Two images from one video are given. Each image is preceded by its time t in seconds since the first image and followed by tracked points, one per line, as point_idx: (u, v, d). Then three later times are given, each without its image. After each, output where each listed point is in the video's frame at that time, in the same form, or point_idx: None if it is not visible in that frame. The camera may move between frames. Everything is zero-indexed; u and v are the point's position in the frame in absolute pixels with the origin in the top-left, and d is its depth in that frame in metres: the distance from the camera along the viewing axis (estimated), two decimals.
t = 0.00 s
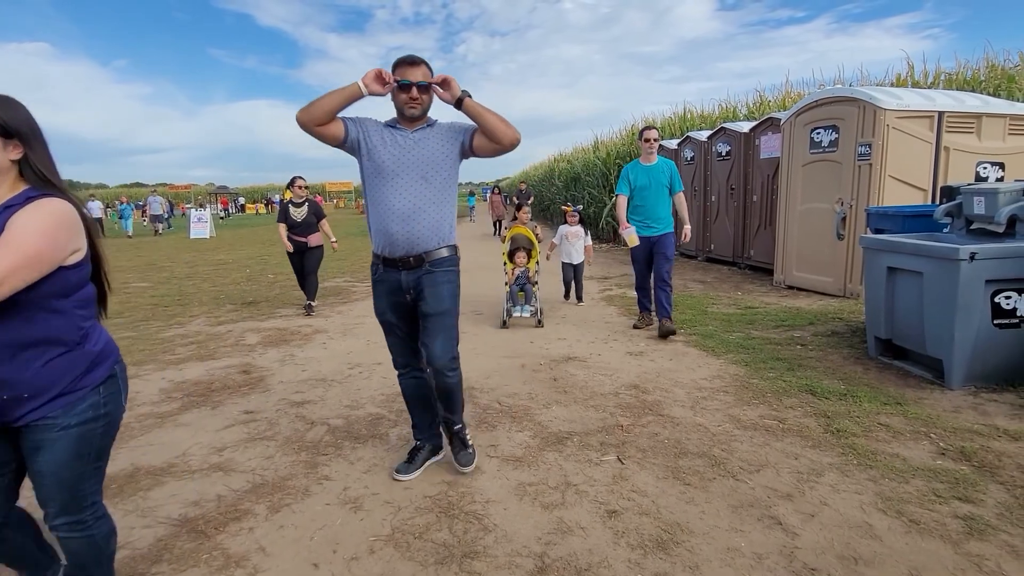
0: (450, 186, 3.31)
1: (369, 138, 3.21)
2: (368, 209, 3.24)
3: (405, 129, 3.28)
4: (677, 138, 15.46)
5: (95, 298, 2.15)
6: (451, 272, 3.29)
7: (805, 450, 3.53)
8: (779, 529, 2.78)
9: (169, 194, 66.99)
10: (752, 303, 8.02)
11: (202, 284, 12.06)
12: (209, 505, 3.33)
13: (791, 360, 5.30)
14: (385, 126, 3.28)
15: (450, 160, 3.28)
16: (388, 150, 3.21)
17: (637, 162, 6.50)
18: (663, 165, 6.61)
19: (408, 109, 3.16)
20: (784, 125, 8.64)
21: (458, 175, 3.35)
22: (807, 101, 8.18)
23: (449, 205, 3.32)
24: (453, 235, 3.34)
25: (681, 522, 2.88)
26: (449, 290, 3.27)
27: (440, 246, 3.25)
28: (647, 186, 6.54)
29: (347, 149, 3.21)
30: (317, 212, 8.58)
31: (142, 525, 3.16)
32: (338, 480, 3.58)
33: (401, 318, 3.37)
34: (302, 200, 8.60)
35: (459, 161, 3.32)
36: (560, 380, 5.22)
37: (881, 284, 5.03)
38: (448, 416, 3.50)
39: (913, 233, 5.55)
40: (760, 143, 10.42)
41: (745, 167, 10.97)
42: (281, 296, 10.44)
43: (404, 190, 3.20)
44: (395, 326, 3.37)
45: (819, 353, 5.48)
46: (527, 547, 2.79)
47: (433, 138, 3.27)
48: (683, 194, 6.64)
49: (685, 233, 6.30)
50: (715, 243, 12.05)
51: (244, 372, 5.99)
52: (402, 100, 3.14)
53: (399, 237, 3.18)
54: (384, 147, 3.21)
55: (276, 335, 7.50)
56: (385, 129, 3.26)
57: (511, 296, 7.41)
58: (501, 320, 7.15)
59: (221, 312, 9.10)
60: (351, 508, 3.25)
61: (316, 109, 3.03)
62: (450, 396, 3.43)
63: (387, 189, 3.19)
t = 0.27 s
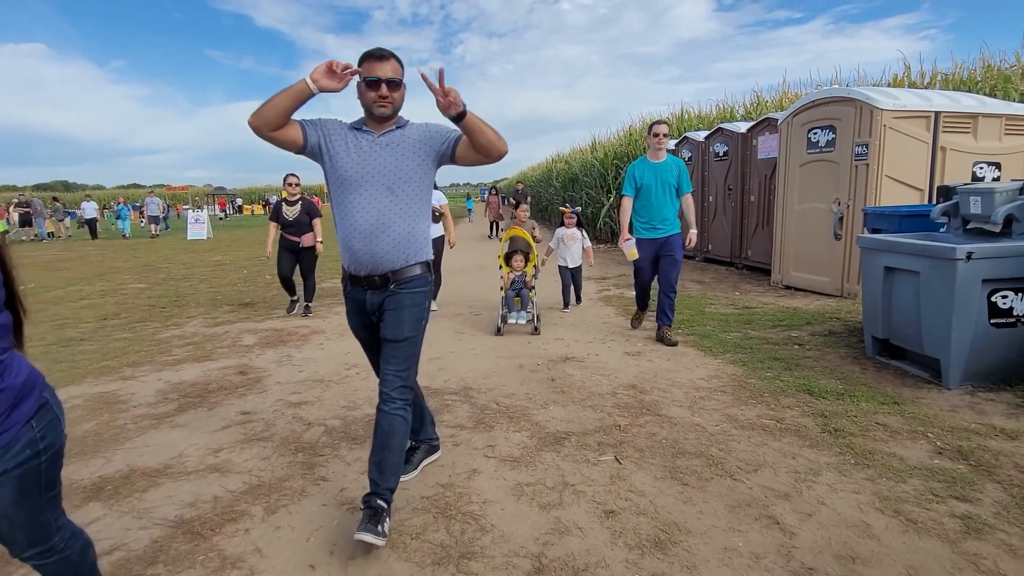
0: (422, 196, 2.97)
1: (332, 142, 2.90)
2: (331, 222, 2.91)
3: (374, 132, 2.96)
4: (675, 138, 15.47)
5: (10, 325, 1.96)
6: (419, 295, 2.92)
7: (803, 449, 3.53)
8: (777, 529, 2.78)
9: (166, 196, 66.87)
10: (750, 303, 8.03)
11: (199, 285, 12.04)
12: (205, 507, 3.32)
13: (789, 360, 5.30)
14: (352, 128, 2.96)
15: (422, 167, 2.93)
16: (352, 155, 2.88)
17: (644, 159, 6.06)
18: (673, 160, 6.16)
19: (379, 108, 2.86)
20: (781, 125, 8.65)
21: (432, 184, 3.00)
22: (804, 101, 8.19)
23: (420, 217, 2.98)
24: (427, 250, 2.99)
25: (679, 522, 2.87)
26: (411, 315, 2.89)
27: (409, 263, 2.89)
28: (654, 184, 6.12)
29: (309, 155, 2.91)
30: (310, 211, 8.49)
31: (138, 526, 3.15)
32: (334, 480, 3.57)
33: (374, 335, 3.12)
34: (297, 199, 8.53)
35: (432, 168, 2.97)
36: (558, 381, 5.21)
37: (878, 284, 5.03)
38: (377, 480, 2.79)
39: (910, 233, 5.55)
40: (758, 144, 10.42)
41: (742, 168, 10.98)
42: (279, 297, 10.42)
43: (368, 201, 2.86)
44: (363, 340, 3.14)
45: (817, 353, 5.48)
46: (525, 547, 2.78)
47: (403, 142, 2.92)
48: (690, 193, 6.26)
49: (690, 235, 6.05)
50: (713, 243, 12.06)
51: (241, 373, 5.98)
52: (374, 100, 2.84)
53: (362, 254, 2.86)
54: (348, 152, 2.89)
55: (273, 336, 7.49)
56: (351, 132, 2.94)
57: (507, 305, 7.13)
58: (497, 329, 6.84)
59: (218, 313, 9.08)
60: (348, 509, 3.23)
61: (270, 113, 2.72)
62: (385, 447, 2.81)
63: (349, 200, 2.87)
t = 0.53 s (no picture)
0: (382, 192, 2.67)
1: (296, 127, 2.70)
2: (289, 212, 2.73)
3: (343, 117, 2.72)
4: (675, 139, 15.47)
5: None
6: (390, 305, 2.71)
7: (804, 448, 3.52)
8: (778, 527, 2.77)
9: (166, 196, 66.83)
10: (750, 303, 8.01)
11: (198, 285, 12.03)
12: (204, 505, 3.31)
13: (790, 360, 5.29)
14: (319, 113, 2.74)
15: (378, 160, 2.61)
16: (310, 143, 2.67)
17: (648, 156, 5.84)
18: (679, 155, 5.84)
19: (360, 91, 2.62)
20: (782, 125, 8.64)
21: (396, 178, 2.68)
22: (805, 102, 8.18)
23: (380, 215, 2.68)
24: (389, 251, 2.72)
25: (679, 521, 2.86)
26: (383, 329, 2.68)
27: (363, 265, 2.64)
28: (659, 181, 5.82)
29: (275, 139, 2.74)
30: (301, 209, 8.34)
31: (136, 524, 3.13)
32: (334, 479, 3.56)
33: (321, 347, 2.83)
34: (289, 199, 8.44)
35: (396, 159, 2.64)
36: (558, 380, 5.20)
37: (879, 283, 5.02)
38: (364, 499, 2.69)
39: (910, 233, 5.54)
40: (758, 144, 10.41)
41: (742, 168, 10.97)
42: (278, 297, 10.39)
43: (321, 193, 2.62)
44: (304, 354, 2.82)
45: (818, 353, 5.47)
46: (524, 546, 2.77)
47: (365, 130, 2.64)
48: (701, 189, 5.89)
49: (701, 232, 5.82)
50: (713, 243, 12.05)
51: (240, 372, 5.96)
52: (354, 82, 2.61)
53: (312, 250, 2.64)
54: (306, 140, 2.67)
55: (273, 335, 7.47)
56: (318, 117, 2.71)
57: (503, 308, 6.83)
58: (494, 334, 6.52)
59: (217, 313, 9.06)
60: (347, 507, 3.22)
61: (229, 80, 2.67)
62: (370, 466, 2.69)
63: (304, 191, 2.65)
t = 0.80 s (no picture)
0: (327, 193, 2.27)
1: (246, 108, 2.36)
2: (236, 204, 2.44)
3: (295, 102, 2.33)
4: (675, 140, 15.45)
5: None
6: (352, 319, 2.44)
7: (806, 448, 3.49)
8: (780, 528, 2.74)
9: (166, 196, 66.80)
10: (751, 304, 7.99)
11: (198, 285, 12.00)
12: (201, 504, 3.28)
13: (791, 360, 5.26)
14: (271, 94, 2.36)
15: (320, 154, 2.20)
16: (255, 129, 2.31)
17: (644, 158, 5.57)
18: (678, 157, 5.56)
19: (321, 78, 2.23)
20: (783, 125, 8.61)
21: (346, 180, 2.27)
22: (806, 102, 8.15)
23: (325, 219, 2.31)
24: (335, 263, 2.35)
25: (680, 521, 2.84)
26: (350, 345, 2.42)
27: (299, 278, 2.29)
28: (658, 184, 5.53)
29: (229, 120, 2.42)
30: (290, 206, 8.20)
31: (133, 523, 3.11)
32: (332, 478, 3.53)
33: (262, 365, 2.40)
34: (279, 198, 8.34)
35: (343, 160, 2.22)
36: (558, 380, 5.18)
37: (881, 283, 4.99)
38: (356, 505, 2.61)
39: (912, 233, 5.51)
40: (759, 145, 10.39)
41: (743, 169, 10.94)
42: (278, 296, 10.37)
43: (259, 191, 2.29)
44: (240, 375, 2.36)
45: (819, 353, 5.44)
46: (524, 545, 2.74)
47: (312, 122, 2.23)
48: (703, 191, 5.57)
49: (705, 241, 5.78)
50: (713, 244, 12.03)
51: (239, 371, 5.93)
52: (315, 67, 2.22)
53: (246, 254, 2.33)
54: (251, 125, 2.32)
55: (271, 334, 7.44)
56: (271, 98, 2.34)
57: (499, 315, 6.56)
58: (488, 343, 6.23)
59: (217, 312, 9.04)
60: (346, 506, 3.19)
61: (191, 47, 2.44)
62: (358, 476, 2.57)
63: (245, 185, 2.33)
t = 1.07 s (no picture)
0: (222, 202, 1.90)
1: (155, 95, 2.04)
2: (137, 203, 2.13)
3: (208, 95, 1.98)
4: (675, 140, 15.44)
5: None
6: (249, 350, 2.03)
7: (808, 449, 3.47)
8: (783, 528, 2.72)
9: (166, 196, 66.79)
10: (752, 304, 7.96)
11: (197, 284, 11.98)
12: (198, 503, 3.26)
13: (792, 360, 5.24)
14: (184, 79, 2.04)
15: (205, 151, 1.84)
16: (157, 120, 2.00)
17: (644, 148, 5.42)
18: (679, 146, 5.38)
19: (241, 79, 1.87)
20: (783, 126, 8.58)
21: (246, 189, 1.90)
22: (807, 102, 8.13)
23: (218, 232, 1.93)
24: (232, 283, 1.98)
25: (682, 521, 2.81)
26: (244, 383, 2.01)
27: (184, 300, 1.94)
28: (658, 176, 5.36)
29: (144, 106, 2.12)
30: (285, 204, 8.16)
31: (129, 522, 3.08)
32: (330, 478, 3.51)
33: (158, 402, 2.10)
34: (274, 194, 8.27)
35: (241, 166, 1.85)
36: (558, 379, 5.15)
37: (883, 283, 4.96)
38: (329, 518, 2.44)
39: (914, 233, 5.49)
40: (759, 145, 10.36)
41: (744, 169, 10.92)
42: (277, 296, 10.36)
43: (149, 191, 1.96)
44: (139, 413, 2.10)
45: (820, 353, 5.41)
46: (524, 545, 2.72)
47: (213, 117, 1.88)
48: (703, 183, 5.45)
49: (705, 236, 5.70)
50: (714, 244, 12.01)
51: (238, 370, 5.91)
52: (235, 67, 1.86)
53: (130, 264, 2.00)
54: (154, 115, 2.01)
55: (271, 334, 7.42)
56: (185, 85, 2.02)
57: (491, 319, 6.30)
58: (478, 348, 5.95)
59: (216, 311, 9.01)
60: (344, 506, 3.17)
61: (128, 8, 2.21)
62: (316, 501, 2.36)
63: (139, 182, 2.01)
